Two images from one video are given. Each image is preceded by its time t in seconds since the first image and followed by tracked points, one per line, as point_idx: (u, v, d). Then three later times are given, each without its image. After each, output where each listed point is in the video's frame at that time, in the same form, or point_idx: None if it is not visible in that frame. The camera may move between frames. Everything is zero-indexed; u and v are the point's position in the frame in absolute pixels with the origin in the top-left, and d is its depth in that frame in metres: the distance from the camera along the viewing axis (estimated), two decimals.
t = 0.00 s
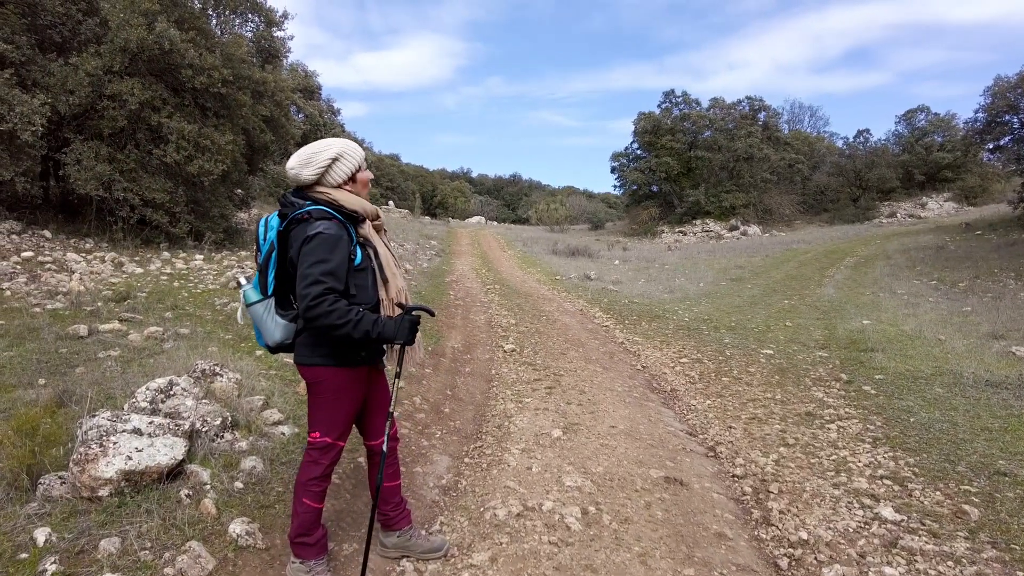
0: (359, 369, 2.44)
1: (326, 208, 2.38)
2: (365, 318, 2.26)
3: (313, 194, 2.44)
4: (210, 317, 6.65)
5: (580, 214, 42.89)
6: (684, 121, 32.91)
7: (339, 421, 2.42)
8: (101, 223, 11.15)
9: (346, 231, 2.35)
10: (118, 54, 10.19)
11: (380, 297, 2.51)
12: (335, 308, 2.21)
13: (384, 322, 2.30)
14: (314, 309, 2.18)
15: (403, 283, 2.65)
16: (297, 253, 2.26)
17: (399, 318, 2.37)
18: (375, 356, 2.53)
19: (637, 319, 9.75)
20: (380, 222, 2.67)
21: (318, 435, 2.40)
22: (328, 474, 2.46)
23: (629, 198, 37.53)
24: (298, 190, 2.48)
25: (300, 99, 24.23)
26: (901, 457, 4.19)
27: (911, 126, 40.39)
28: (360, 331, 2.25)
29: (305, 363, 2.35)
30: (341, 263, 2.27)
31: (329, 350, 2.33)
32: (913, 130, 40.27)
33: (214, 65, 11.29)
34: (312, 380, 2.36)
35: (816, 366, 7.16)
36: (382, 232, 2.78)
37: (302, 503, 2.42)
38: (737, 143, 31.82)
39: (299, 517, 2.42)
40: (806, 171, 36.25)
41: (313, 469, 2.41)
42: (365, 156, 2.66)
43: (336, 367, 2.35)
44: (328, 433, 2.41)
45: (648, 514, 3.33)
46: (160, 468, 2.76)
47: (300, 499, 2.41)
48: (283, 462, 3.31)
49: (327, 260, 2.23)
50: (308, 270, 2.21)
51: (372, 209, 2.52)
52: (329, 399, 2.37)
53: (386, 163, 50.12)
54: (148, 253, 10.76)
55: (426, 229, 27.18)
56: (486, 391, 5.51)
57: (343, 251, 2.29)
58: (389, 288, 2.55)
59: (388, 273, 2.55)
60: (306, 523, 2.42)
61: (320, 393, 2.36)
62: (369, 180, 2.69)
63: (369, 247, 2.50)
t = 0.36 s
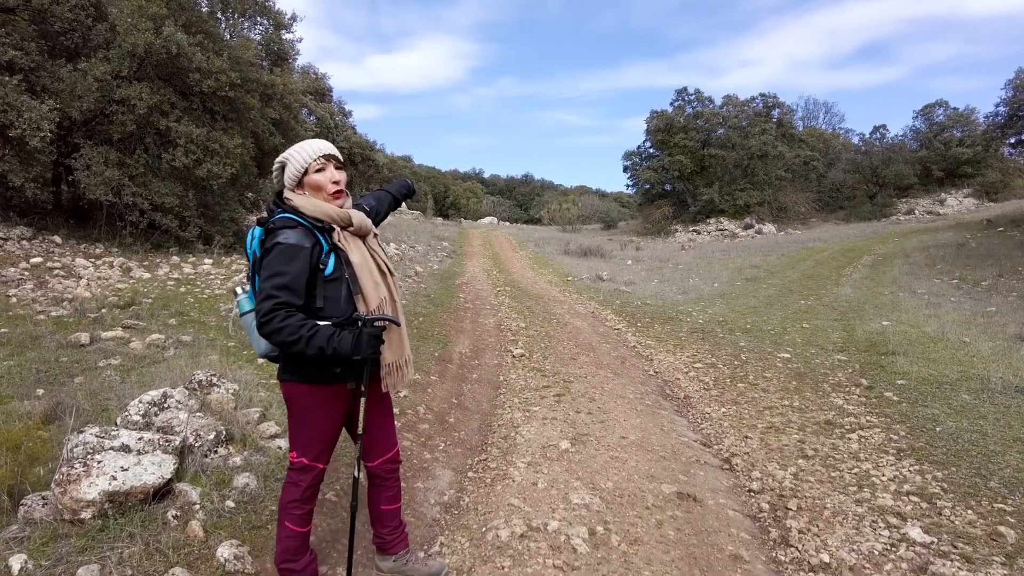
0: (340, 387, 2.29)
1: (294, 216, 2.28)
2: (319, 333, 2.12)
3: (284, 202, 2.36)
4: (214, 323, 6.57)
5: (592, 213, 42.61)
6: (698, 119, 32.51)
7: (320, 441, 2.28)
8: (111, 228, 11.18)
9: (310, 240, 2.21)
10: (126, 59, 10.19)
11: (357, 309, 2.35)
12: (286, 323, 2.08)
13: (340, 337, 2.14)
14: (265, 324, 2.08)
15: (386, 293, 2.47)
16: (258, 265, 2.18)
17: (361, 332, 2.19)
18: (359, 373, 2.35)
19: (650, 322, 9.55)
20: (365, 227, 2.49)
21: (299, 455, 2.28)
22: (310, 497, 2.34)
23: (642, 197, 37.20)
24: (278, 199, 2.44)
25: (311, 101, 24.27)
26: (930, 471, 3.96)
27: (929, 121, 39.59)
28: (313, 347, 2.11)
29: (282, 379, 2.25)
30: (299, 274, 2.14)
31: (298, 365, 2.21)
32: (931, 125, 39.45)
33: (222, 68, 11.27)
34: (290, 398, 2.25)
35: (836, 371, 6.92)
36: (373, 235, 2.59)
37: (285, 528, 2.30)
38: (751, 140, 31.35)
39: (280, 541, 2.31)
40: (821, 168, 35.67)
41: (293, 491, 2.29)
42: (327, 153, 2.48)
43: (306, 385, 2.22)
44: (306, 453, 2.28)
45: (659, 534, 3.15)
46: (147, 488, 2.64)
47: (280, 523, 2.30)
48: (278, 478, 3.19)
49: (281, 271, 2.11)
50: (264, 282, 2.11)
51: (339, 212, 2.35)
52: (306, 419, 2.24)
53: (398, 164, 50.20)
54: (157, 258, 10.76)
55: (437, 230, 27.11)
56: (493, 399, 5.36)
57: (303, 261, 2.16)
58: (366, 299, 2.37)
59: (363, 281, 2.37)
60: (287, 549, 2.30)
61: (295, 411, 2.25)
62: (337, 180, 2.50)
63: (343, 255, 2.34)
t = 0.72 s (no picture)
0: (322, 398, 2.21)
1: (271, 218, 2.24)
2: (282, 342, 2.04)
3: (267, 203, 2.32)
4: (218, 326, 6.51)
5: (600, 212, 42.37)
6: (707, 117, 32.20)
7: (304, 454, 2.21)
8: (118, 230, 11.20)
9: (282, 243, 2.16)
10: (132, 61, 10.18)
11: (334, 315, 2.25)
12: (253, 332, 2.04)
13: (303, 347, 2.05)
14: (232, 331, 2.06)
15: (369, 297, 2.30)
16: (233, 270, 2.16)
17: (325, 342, 2.08)
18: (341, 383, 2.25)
19: (659, 322, 9.39)
20: (346, 226, 2.33)
21: (284, 470, 2.22)
22: (296, 512, 2.26)
23: (652, 196, 36.94)
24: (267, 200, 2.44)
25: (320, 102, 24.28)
26: (951, 480, 3.79)
27: (943, 117, 38.98)
28: (276, 357, 2.04)
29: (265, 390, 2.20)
30: (267, 279, 2.09)
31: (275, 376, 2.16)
32: (945, 121, 38.83)
33: (228, 69, 11.23)
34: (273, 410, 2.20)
35: (851, 373, 6.73)
36: (356, 235, 2.41)
37: (273, 544, 2.24)
38: (762, 138, 30.98)
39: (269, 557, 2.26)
40: (832, 166, 35.23)
41: (280, 506, 2.23)
42: (304, 152, 2.38)
43: (285, 396, 2.16)
44: (289, 467, 2.22)
45: (668, 548, 3.02)
46: (135, 500, 2.56)
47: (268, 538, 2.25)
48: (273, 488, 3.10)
49: (248, 277, 2.07)
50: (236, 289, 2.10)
51: (313, 212, 2.24)
52: (289, 433, 2.17)
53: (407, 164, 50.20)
54: (164, 260, 10.76)
55: (444, 230, 27.05)
56: (498, 404, 5.25)
57: (271, 266, 2.10)
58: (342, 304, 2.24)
59: (338, 287, 2.24)
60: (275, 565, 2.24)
61: (278, 423, 2.20)
62: (315, 178, 2.40)
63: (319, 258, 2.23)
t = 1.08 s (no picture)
0: (321, 407, 2.07)
1: (272, 213, 2.11)
2: (277, 346, 1.87)
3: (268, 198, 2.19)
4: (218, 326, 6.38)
5: (604, 212, 42.19)
6: (712, 116, 31.99)
7: (302, 467, 2.07)
8: (119, 228, 11.08)
9: (282, 240, 2.02)
10: (134, 57, 10.04)
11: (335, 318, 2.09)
12: (246, 334, 1.87)
13: (302, 352, 1.89)
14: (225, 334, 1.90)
15: (373, 301, 2.15)
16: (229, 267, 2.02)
17: (323, 350, 1.90)
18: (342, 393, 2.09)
19: (668, 323, 9.23)
20: (351, 225, 2.20)
21: (283, 485, 2.08)
22: (297, 532, 2.11)
23: (656, 196, 36.74)
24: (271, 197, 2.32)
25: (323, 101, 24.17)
26: (982, 492, 3.62)
27: (950, 117, 38.68)
28: (270, 363, 1.87)
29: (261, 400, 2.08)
30: (265, 278, 1.94)
31: (273, 385, 2.02)
32: (951, 121, 38.52)
33: (230, 65, 11.10)
34: (270, 422, 2.07)
35: (866, 377, 6.56)
36: (362, 235, 2.28)
37: (273, 565, 2.08)
38: (767, 138, 30.75)
39: None
40: (837, 166, 34.99)
41: (280, 524, 2.08)
42: (311, 142, 2.23)
43: (283, 405, 2.02)
44: (288, 481, 2.08)
45: (689, 564, 2.86)
46: (126, 514, 2.41)
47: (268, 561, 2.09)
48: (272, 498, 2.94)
49: (245, 275, 1.92)
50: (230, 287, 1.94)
51: (317, 208, 2.11)
52: (287, 444, 2.05)
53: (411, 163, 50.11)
54: (165, 258, 10.64)
55: (448, 229, 26.92)
56: (506, 407, 5.09)
57: (270, 263, 1.96)
58: (344, 308, 2.08)
59: (341, 288, 2.08)
60: None
61: (275, 435, 2.07)
62: (321, 172, 2.25)
63: (321, 258, 2.08)
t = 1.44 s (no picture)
0: (328, 425, 1.96)
1: (279, 217, 1.99)
2: (294, 362, 1.75)
3: (273, 201, 2.06)
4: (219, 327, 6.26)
5: (606, 210, 42.00)
6: (716, 114, 31.79)
7: (308, 487, 1.97)
8: (119, 225, 10.96)
9: (294, 245, 1.90)
10: (134, 52, 9.90)
11: (352, 329, 1.99)
12: (259, 348, 1.74)
13: (322, 368, 1.78)
14: (236, 348, 1.75)
15: (389, 310, 2.07)
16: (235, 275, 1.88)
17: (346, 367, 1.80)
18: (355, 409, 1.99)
19: (674, 324, 9.10)
20: (364, 230, 2.13)
21: (287, 506, 1.98)
22: (303, 556, 2.00)
23: (659, 194, 36.56)
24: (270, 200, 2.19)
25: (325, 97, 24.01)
26: (1009, 506, 3.51)
27: (954, 116, 38.46)
28: (287, 380, 1.75)
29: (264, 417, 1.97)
30: (278, 286, 1.81)
31: (281, 403, 1.90)
32: (956, 120, 38.29)
33: (232, 61, 10.97)
34: (275, 440, 1.96)
35: (879, 381, 6.43)
36: (375, 241, 2.24)
37: None
38: (771, 136, 30.56)
39: None
40: (841, 165, 34.79)
41: (282, 548, 1.97)
42: (334, 147, 2.16)
43: (290, 423, 1.91)
44: (295, 503, 1.98)
45: None
46: (122, 531, 2.29)
47: None
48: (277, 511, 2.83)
49: (256, 283, 1.79)
50: (238, 297, 1.80)
51: (335, 213, 2.03)
52: (291, 463, 1.94)
53: (413, 159, 49.92)
54: (166, 256, 10.52)
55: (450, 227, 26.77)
56: (513, 412, 4.97)
57: (283, 271, 1.83)
58: (362, 317, 1.99)
59: (358, 296, 1.99)
60: None
61: (280, 454, 1.96)
62: (345, 177, 2.19)
63: (335, 266, 1.97)
